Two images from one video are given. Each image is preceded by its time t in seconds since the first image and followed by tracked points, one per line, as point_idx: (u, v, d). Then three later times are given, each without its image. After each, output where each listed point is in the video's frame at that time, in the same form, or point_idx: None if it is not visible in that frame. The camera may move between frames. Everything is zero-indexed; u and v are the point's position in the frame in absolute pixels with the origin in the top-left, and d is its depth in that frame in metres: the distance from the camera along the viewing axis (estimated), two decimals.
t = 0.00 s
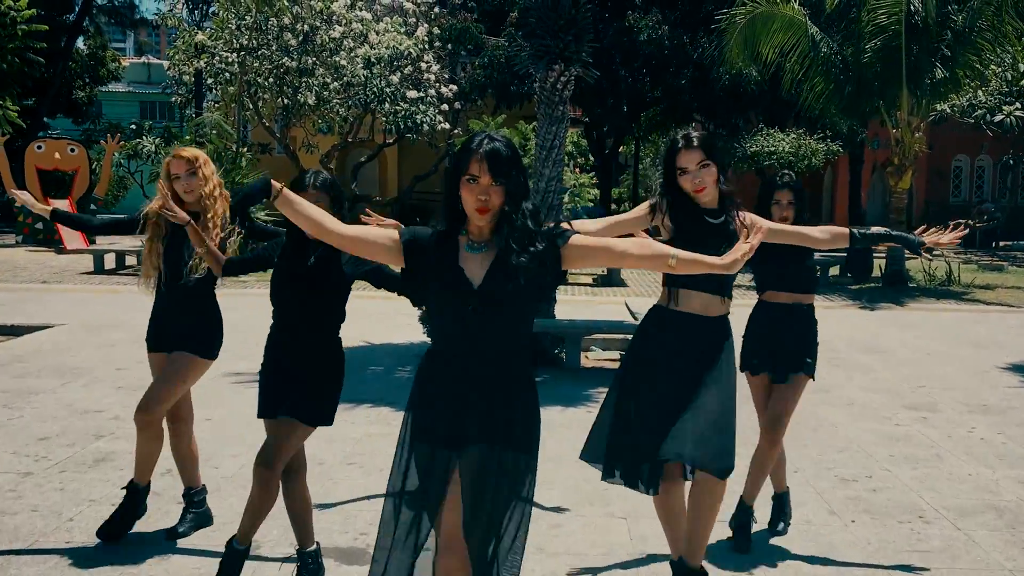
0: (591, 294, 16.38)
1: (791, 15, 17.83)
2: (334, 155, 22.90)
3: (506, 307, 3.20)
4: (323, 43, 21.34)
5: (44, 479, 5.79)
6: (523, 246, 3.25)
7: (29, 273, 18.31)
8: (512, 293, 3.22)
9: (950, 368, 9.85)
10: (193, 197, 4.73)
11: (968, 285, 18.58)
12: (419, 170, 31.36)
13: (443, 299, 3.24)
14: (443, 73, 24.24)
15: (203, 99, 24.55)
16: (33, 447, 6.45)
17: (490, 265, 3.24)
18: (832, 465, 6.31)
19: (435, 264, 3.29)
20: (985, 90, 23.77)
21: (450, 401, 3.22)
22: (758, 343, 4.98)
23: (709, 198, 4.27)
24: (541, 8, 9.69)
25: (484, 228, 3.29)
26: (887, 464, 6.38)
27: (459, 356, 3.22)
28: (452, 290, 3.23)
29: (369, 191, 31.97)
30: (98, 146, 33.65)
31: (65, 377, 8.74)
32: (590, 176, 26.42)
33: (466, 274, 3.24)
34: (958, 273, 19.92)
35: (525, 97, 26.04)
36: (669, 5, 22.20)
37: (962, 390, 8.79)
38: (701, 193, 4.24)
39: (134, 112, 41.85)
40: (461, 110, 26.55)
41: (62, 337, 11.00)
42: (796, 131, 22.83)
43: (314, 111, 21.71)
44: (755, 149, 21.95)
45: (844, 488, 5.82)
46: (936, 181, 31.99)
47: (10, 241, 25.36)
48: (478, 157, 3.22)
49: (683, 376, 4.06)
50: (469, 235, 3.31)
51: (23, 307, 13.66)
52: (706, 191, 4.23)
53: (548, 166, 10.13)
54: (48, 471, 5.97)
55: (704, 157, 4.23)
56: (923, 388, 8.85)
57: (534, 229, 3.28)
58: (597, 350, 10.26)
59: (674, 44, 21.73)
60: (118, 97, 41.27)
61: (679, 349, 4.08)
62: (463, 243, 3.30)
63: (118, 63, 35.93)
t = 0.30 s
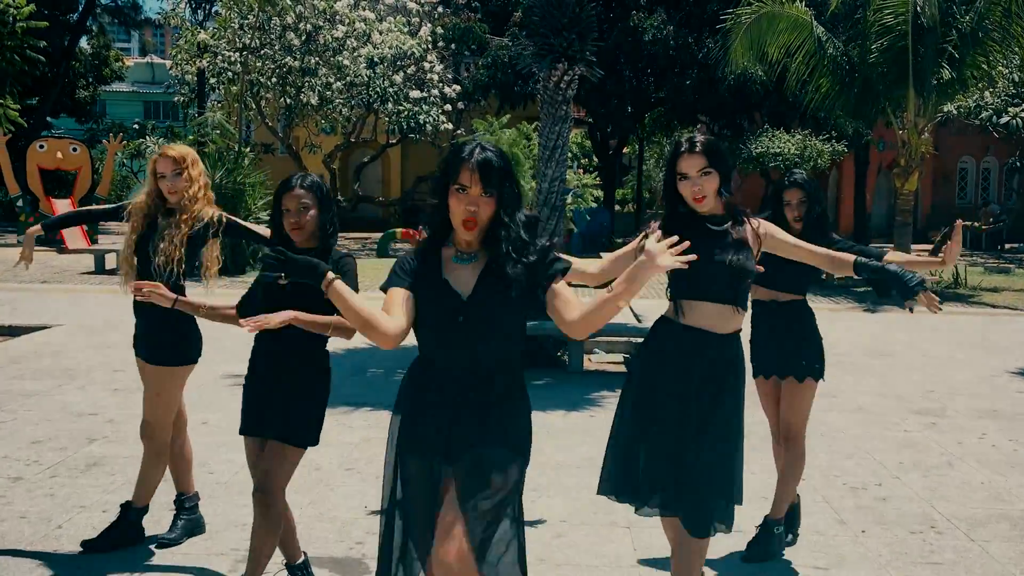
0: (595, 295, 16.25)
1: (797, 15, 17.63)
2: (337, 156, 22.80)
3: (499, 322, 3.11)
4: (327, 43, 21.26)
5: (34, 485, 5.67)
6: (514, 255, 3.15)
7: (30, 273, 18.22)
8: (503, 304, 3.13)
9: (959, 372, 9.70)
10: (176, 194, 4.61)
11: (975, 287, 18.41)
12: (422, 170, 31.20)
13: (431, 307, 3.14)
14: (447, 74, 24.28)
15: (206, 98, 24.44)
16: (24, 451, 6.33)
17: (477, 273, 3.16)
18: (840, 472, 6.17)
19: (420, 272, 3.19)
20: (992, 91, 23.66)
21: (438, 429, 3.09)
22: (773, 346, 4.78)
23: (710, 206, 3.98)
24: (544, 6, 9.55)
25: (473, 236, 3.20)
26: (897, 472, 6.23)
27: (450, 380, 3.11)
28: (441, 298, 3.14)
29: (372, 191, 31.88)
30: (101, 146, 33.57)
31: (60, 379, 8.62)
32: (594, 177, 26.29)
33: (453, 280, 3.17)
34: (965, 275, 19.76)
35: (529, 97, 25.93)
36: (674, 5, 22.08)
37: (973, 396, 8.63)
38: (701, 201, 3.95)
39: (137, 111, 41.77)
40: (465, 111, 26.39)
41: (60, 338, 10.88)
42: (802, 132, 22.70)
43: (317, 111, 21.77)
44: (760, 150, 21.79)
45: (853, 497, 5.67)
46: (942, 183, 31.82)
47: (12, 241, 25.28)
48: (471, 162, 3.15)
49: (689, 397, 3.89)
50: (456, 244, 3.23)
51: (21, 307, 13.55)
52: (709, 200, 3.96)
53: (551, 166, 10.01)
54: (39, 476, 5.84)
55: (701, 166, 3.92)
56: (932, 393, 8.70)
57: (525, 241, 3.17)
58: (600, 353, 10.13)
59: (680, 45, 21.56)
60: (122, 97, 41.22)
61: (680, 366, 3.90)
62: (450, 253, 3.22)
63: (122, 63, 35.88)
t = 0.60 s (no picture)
0: (599, 293, 16.15)
1: (803, 11, 17.54)
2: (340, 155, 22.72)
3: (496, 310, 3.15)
4: (330, 40, 21.19)
5: (32, 488, 5.58)
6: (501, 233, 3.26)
7: (32, 272, 18.17)
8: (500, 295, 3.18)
9: (970, 371, 9.56)
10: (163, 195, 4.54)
11: (982, 285, 18.27)
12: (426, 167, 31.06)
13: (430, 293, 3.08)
14: (450, 70, 24.49)
15: (210, 96, 24.34)
16: (23, 452, 6.25)
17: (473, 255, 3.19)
18: (852, 475, 6.05)
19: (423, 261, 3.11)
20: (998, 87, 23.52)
21: (451, 438, 3.10)
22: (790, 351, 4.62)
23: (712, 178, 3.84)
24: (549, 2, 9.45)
25: (451, 209, 3.27)
26: (909, 473, 6.12)
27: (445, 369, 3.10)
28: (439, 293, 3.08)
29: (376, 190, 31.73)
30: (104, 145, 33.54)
31: (61, 379, 8.54)
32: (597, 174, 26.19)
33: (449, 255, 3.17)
34: (972, 273, 19.62)
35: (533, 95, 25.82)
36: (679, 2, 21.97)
37: (983, 395, 8.51)
38: (709, 171, 3.83)
39: (141, 110, 41.77)
40: (468, 108, 26.24)
41: (60, 337, 10.81)
42: (807, 129, 22.58)
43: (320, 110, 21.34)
44: (766, 147, 21.67)
45: (866, 500, 5.56)
46: (947, 179, 31.66)
47: (15, 240, 25.26)
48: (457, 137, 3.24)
49: (695, 404, 3.73)
50: (441, 222, 3.26)
51: (22, 306, 13.48)
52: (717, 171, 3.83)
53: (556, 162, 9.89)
54: (37, 478, 5.76)
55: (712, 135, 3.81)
56: (943, 393, 8.57)
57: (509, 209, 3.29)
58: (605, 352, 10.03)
59: (686, 41, 21.40)
60: (126, 96, 41.23)
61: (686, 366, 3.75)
62: (437, 233, 3.21)
63: (125, 61, 35.85)
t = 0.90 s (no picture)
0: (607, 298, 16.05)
1: (809, 14, 17.43)
2: (346, 161, 22.68)
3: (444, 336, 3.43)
4: (335, 46, 21.02)
5: (36, 501, 5.50)
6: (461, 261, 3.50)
7: (37, 280, 18.10)
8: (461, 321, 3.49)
9: (983, 376, 9.46)
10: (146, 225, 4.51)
11: (992, 289, 18.12)
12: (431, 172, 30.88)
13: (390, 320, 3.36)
14: (455, 76, 24.19)
15: (214, 103, 24.27)
16: (27, 464, 6.18)
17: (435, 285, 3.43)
18: (869, 484, 5.95)
19: (388, 293, 3.36)
20: (1006, 90, 23.37)
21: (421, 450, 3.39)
22: (805, 374, 4.49)
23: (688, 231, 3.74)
24: (555, 6, 9.37)
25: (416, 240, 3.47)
26: (927, 483, 6.02)
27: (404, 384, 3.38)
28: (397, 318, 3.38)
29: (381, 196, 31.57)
30: (109, 152, 33.51)
31: (64, 389, 8.46)
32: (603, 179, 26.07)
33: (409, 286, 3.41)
34: (982, 275, 19.49)
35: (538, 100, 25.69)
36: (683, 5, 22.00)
37: (999, 401, 8.40)
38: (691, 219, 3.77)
39: (146, 117, 41.75)
40: (473, 113, 26.17)
41: (65, 346, 10.74)
42: (815, 133, 22.44)
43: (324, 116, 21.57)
44: (773, 150, 21.51)
45: (884, 510, 5.46)
46: (954, 182, 31.52)
47: (20, 247, 25.21)
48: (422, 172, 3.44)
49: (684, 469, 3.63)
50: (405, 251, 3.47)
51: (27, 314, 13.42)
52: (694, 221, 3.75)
53: (562, 168, 9.81)
54: (41, 491, 5.68)
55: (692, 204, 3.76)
56: (957, 399, 8.47)
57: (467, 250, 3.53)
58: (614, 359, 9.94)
59: (691, 44, 21.33)
60: (131, 103, 41.24)
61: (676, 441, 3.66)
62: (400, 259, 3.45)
63: (130, 68, 35.85)
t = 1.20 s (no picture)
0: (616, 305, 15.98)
1: (818, 19, 17.36)
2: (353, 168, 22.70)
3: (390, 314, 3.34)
4: (341, 53, 21.23)
5: (46, 509, 5.46)
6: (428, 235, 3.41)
7: (45, 288, 18.11)
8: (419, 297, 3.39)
9: (997, 382, 9.38)
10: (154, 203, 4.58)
11: (1003, 294, 18.04)
12: (438, 178, 30.84)
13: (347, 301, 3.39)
14: (462, 82, 24.22)
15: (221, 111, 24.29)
16: (37, 472, 6.14)
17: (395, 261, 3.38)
18: (885, 491, 5.88)
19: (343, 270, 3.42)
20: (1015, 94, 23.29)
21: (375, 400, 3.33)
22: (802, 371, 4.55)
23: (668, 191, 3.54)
24: (564, 11, 9.35)
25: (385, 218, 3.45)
26: (944, 489, 5.95)
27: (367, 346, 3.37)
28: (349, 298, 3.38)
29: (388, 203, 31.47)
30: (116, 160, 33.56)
31: (73, 397, 8.42)
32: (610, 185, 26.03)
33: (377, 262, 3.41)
34: (992, 280, 19.40)
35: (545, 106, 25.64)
36: (689, 10, 22.04)
37: (1014, 407, 8.33)
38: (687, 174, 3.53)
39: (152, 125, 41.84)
40: (480, 119, 26.18)
41: (74, 353, 10.71)
42: (823, 137, 22.37)
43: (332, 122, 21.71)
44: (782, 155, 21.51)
45: (901, 517, 5.39)
46: (963, 187, 31.41)
47: (27, 255, 25.24)
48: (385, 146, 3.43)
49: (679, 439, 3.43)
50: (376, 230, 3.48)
51: (36, 322, 13.41)
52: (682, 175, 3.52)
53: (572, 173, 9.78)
54: (51, 499, 5.64)
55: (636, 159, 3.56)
56: (971, 404, 8.40)
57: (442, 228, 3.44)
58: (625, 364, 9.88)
59: (698, 49, 21.31)
60: (138, 111, 41.33)
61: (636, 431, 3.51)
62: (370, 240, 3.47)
63: (138, 76, 35.92)
